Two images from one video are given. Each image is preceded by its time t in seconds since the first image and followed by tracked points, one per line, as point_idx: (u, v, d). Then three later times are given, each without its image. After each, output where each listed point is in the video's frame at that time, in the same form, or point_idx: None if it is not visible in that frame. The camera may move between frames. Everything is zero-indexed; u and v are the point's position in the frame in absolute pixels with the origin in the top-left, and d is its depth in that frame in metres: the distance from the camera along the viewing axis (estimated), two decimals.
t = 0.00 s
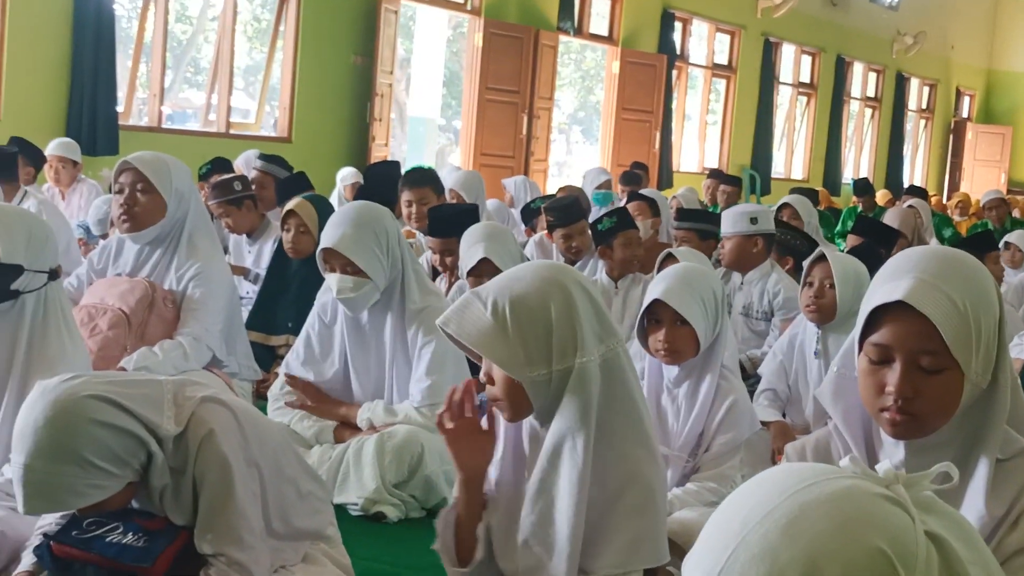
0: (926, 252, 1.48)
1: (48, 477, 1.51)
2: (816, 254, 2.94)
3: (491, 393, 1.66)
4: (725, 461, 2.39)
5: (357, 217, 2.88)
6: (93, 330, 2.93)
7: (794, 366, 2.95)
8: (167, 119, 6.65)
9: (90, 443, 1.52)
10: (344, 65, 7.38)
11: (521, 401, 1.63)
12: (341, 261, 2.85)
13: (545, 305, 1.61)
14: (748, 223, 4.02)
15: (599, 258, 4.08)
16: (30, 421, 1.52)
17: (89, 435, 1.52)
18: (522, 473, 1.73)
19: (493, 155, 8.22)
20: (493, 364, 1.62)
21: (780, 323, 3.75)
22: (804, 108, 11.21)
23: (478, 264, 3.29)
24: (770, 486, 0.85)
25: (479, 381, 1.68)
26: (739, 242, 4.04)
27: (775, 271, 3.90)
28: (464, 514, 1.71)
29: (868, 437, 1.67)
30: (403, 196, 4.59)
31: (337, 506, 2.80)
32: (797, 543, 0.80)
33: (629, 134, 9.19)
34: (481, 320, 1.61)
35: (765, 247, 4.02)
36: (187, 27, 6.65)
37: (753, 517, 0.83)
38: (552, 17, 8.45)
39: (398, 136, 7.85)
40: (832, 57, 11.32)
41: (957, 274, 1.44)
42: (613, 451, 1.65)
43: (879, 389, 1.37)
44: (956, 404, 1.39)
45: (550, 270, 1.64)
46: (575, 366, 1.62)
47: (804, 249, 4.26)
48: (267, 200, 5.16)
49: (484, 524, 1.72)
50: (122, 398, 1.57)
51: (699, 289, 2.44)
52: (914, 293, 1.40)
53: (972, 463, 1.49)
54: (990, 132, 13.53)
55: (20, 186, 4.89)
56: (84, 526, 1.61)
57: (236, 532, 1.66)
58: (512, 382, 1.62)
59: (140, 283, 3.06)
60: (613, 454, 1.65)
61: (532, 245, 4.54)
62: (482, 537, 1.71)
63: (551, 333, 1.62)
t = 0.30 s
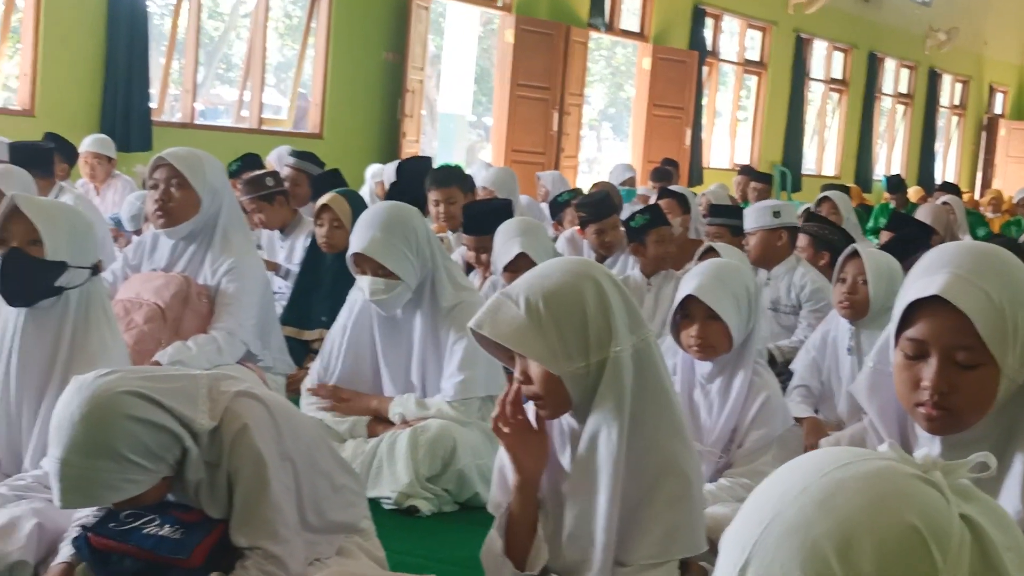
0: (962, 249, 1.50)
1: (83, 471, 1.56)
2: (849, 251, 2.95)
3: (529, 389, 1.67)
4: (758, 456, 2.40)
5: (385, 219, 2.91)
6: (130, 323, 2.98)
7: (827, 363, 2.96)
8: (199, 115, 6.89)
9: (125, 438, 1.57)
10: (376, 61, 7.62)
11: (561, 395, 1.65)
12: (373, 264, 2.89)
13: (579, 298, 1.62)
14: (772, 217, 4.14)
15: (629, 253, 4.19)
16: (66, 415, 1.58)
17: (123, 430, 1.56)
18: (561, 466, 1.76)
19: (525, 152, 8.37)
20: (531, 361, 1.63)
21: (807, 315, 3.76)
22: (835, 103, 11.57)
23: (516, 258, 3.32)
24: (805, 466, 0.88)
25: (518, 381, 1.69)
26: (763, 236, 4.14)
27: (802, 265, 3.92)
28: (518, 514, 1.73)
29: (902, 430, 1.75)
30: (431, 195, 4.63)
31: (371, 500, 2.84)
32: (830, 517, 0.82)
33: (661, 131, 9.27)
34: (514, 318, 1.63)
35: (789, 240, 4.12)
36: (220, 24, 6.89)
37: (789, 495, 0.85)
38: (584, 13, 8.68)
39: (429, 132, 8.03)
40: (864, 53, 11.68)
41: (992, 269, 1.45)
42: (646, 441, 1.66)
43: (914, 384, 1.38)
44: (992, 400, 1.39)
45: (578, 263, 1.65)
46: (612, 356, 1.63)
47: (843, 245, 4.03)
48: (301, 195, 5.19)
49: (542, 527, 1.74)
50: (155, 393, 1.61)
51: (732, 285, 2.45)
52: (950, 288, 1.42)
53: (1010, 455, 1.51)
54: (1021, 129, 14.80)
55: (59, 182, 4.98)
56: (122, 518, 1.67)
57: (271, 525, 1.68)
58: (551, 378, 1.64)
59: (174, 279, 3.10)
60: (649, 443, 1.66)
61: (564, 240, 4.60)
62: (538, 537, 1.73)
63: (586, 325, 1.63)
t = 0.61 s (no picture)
0: (1005, 246, 1.52)
1: (125, 464, 1.59)
2: (886, 248, 2.95)
3: (564, 385, 1.70)
4: (795, 453, 2.42)
5: (419, 218, 2.94)
6: (169, 318, 3.03)
7: (865, 361, 2.98)
8: (233, 112, 7.06)
9: (166, 431, 1.60)
10: (411, 57, 7.83)
11: (595, 389, 1.68)
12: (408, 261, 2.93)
13: (610, 292, 1.65)
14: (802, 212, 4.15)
15: (666, 249, 4.18)
16: (109, 411, 1.61)
17: (165, 423, 1.60)
18: (596, 459, 1.80)
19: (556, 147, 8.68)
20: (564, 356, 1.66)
21: (837, 311, 3.76)
22: (871, 101, 12.11)
23: (548, 254, 3.36)
24: (831, 468, 0.89)
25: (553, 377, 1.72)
26: (794, 231, 4.15)
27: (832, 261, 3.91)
28: (558, 508, 1.76)
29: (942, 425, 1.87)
30: (465, 194, 4.67)
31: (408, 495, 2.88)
32: (851, 514, 0.82)
33: (692, 128, 9.74)
34: (546, 313, 1.66)
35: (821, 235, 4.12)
36: (254, 21, 7.03)
37: (813, 494, 0.86)
38: (617, 10, 8.93)
39: (462, 129, 8.10)
40: (900, 50, 12.22)
41: None
42: (680, 434, 1.68)
43: (957, 380, 1.40)
44: None
45: (608, 257, 1.68)
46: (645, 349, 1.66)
47: (879, 241, 4.06)
48: (336, 191, 5.28)
49: (581, 522, 1.77)
50: (197, 388, 1.64)
51: (772, 281, 2.48)
52: (993, 284, 1.44)
53: None
54: None
55: (98, 179, 5.08)
56: (163, 511, 1.72)
57: (310, 520, 1.70)
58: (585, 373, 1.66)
59: (212, 274, 3.15)
60: (682, 435, 1.68)
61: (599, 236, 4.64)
62: (578, 532, 1.76)
63: (618, 318, 1.65)
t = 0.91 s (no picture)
0: None
1: (164, 457, 1.60)
2: (922, 246, 2.92)
3: (596, 381, 1.71)
4: (829, 452, 2.43)
5: (453, 218, 2.96)
6: (204, 315, 3.09)
7: (899, 359, 2.97)
8: (266, 109, 7.14)
9: (204, 426, 1.61)
10: (444, 55, 7.92)
11: (627, 385, 1.69)
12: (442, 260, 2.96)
13: (643, 289, 1.66)
14: (835, 209, 4.14)
15: (700, 248, 4.17)
16: (146, 404, 1.62)
17: (202, 418, 1.61)
18: (629, 456, 1.82)
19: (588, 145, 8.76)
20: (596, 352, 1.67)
21: (870, 305, 3.75)
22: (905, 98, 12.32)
23: (571, 254, 3.39)
24: (824, 483, 0.90)
25: (584, 372, 1.73)
26: (827, 228, 4.14)
27: (865, 258, 3.90)
28: (594, 503, 1.77)
29: (980, 425, 1.94)
30: (499, 192, 4.70)
31: (442, 493, 2.91)
32: (848, 526, 0.84)
33: (724, 125, 9.79)
34: (578, 310, 1.67)
35: (853, 232, 4.10)
36: (287, 20, 7.09)
37: (811, 510, 0.88)
38: (649, 8, 9.00)
39: (494, 127, 8.18)
40: (933, 48, 12.46)
41: None
42: (712, 430, 1.70)
43: (995, 378, 1.41)
44: None
45: (640, 255, 1.70)
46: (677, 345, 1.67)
47: (914, 240, 4.05)
48: (369, 187, 5.30)
49: (616, 518, 1.79)
50: (234, 382, 1.65)
51: (808, 279, 2.48)
52: None
53: None
54: None
55: (135, 176, 5.15)
56: (200, 507, 1.73)
57: (350, 517, 1.71)
58: (617, 370, 1.68)
59: (248, 271, 3.21)
60: (715, 431, 1.70)
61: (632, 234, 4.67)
62: (614, 527, 1.78)
63: (650, 315, 1.67)
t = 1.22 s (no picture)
0: None
1: (192, 454, 1.63)
2: (951, 243, 2.90)
3: (623, 380, 1.71)
4: (857, 452, 2.43)
5: (479, 216, 2.96)
6: (232, 311, 3.11)
7: (928, 357, 2.95)
8: (295, 106, 7.20)
9: (230, 423, 1.63)
10: (472, 52, 7.96)
11: (653, 383, 1.69)
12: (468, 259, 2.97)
13: (668, 286, 1.66)
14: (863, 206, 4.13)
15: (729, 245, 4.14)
16: (174, 402, 1.64)
17: (228, 415, 1.63)
18: (659, 456, 1.81)
19: (615, 142, 8.75)
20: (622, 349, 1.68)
21: (896, 297, 3.73)
22: (934, 94, 12.33)
23: (597, 251, 3.39)
24: (822, 502, 0.88)
25: (611, 372, 1.73)
26: (854, 224, 4.11)
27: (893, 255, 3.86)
28: (626, 499, 1.77)
29: (1010, 425, 1.93)
30: (528, 189, 4.71)
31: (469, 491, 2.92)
32: (845, 549, 0.82)
33: (753, 122, 9.76)
34: (604, 308, 1.68)
35: (878, 230, 4.06)
36: (315, 16, 7.14)
37: (807, 534, 0.86)
38: (678, 4, 8.99)
39: (521, 123, 8.30)
40: (964, 45, 12.45)
41: None
42: (738, 429, 1.69)
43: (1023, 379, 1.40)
44: None
45: (665, 252, 1.69)
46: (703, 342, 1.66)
47: (944, 238, 4.01)
48: (397, 184, 5.32)
49: (647, 515, 1.79)
50: (260, 380, 1.67)
51: (837, 278, 2.45)
52: None
53: None
54: None
55: (164, 172, 5.19)
56: (228, 503, 1.75)
57: (378, 514, 1.72)
58: (642, 368, 1.67)
59: (275, 268, 3.23)
60: (740, 429, 1.69)
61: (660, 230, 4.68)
62: (646, 525, 1.79)
63: (676, 312, 1.67)
